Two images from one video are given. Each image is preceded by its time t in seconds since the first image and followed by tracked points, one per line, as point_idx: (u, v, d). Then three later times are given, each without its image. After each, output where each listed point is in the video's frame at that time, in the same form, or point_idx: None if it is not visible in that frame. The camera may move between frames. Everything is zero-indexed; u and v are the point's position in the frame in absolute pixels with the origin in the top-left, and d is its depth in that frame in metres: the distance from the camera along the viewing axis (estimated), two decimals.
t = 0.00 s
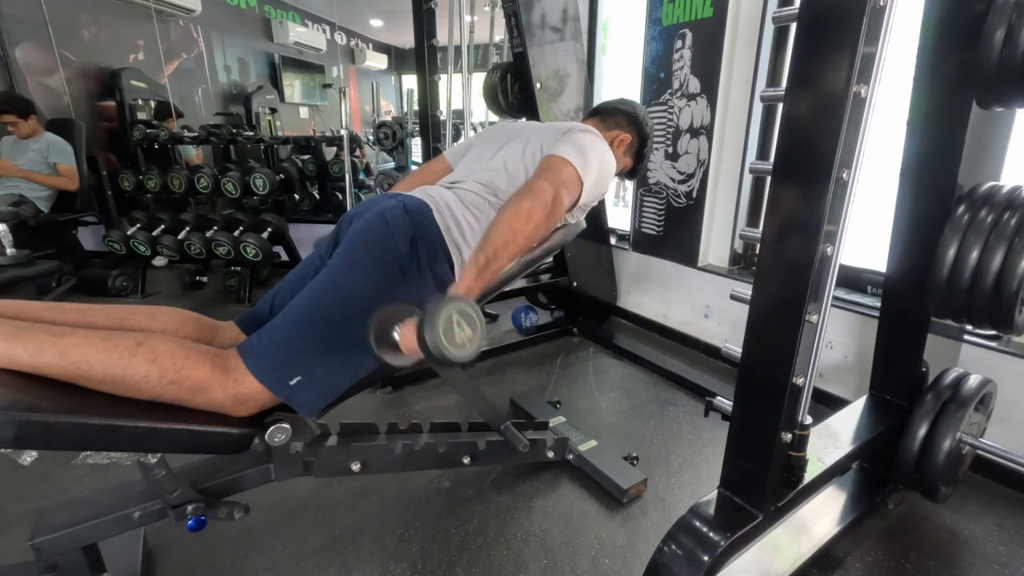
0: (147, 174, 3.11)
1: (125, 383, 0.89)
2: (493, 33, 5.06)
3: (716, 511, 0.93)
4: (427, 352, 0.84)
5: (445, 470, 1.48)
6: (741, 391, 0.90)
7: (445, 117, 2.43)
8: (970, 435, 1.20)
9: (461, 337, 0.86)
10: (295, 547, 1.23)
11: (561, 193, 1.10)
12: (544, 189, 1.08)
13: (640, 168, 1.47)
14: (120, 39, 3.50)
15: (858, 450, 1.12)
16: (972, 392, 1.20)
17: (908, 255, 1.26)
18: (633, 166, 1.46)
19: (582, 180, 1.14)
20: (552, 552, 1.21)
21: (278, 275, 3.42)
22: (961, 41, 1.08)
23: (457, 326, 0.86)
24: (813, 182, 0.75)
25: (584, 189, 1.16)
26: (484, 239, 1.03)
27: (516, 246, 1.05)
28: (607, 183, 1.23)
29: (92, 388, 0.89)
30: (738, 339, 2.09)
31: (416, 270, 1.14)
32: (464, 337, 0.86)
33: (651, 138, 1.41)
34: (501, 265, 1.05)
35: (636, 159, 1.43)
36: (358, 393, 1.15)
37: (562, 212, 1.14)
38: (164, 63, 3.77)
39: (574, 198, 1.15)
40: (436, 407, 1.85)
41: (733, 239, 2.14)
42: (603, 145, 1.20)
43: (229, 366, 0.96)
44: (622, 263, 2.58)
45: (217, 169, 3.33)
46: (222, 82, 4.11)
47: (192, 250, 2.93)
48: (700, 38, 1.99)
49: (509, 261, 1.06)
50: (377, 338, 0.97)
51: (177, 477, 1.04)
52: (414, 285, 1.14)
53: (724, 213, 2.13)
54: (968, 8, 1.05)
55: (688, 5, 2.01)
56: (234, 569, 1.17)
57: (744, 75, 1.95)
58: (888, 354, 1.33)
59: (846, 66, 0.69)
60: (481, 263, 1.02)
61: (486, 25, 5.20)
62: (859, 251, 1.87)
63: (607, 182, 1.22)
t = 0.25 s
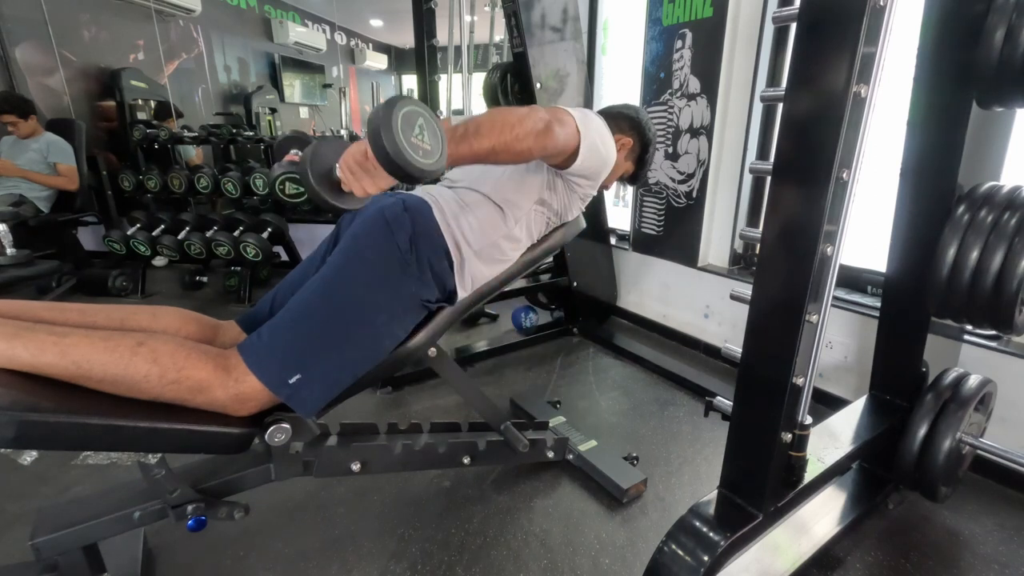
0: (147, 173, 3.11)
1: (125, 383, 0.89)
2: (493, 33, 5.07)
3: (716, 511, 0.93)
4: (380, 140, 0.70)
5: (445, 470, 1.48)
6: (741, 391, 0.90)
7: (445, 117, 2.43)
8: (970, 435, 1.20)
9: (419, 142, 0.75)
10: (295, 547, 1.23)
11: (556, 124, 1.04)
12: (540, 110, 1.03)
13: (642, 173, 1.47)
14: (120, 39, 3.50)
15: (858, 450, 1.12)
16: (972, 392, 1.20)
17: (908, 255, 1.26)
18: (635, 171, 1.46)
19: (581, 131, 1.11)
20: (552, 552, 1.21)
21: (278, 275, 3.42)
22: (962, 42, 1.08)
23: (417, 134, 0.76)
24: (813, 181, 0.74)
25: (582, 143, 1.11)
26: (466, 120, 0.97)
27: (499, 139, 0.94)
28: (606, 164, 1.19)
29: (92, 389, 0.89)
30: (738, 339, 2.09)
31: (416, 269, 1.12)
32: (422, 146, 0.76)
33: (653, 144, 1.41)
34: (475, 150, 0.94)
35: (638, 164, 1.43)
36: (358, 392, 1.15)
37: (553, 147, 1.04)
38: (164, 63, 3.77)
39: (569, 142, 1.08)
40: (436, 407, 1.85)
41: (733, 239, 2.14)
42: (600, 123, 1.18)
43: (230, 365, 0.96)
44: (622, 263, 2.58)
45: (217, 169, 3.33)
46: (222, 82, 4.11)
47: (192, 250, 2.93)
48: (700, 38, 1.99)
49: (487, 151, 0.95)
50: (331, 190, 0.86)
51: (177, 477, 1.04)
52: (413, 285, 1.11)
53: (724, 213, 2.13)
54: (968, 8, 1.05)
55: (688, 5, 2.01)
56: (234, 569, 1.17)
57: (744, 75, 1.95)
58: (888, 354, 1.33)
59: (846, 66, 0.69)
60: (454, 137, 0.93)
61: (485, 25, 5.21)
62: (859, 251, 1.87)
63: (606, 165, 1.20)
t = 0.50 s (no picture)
0: (147, 173, 3.11)
1: (125, 384, 0.89)
2: (493, 33, 5.07)
3: (716, 511, 0.93)
4: (395, 259, 0.75)
5: (445, 470, 1.48)
6: (741, 391, 0.90)
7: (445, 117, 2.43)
8: (970, 435, 1.20)
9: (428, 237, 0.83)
10: (295, 547, 1.23)
11: (557, 152, 1.08)
12: (539, 146, 1.06)
13: (642, 175, 1.47)
14: (120, 39, 3.50)
15: (858, 450, 1.12)
16: (972, 392, 1.20)
17: (907, 255, 1.27)
18: (635, 173, 1.46)
19: (583, 151, 1.12)
20: (552, 552, 1.21)
21: (278, 275, 3.42)
22: (962, 42, 1.08)
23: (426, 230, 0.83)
24: (813, 181, 0.74)
25: (585, 163, 1.13)
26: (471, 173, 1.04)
27: (503, 194, 1.03)
28: (608, 171, 1.20)
29: (92, 388, 0.89)
30: (738, 339, 2.09)
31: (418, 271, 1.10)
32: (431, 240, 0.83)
33: (653, 145, 1.41)
34: (486, 208, 1.03)
35: (638, 165, 1.43)
36: (358, 392, 1.15)
37: (557, 178, 1.10)
38: (164, 63, 3.77)
39: (573, 167, 1.11)
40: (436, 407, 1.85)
41: (733, 239, 2.14)
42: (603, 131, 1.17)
43: (230, 366, 0.96)
44: (622, 263, 2.58)
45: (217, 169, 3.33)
46: (222, 82, 4.11)
47: (192, 250, 2.93)
48: (700, 38, 1.99)
49: (495, 203, 1.03)
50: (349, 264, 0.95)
51: (177, 477, 1.04)
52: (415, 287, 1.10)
53: (724, 213, 2.13)
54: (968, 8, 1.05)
55: (688, 5, 2.01)
56: (234, 569, 1.17)
57: (744, 75, 1.95)
58: (888, 354, 1.33)
59: (846, 66, 0.69)
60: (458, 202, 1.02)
61: (486, 25, 5.21)
62: (859, 251, 1.87)
63: (608, 172, 1.20)
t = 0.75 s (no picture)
0: (147, 173, 3.11)
1: (124, 384, 0.89)
2: (493, 33, 5.07)
3: (716, 511, 0.93)
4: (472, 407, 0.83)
5: (445, 470, 1.48)
6: (741, 391, 0.90)
7: (445, 117, 2.43)
8: (970, 435, 1.20)
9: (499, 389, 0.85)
10: (295, 547, 1.23)
11: (571, 219, 1.04)
12: (553, 224, 1.01)
13: (642, 166, 1.46)
14: (120, 39, 3.50)
15: (858, 450, 1.12)
16: (972, 392, 1.20)
17: (908, 255, 1.26)
18: (635, 165, 1.45)
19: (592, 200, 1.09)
20: (552, 552, 1.21)
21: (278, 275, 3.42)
22: (961, 42, 1.08)
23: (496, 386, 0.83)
24: (813, 181, 0.74)
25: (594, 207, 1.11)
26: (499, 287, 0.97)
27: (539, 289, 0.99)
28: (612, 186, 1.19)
29: (91, 388, 0.89)
30: (738, 339, 2.09)
31: (420, 274, 1.13)
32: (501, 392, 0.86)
33: (652, 137, 1.41)
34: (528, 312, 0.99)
35: (638, 157, 1.43)
36: (358, 393, 1.15)
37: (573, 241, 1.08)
38: (164, 63, 3.77)
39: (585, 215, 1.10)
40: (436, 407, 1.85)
41: (733, 239, 2.13)
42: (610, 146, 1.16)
43: (230, 366, 0.96)
44: (622, 263, 2.58)
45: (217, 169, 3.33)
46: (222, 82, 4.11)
47: (192, 250, 2.93)
48: (700, 38, 1.99)
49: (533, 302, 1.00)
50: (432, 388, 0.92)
51: (177, 477, 1.04)
52: (415, 289, 1.13)
53: (724, 213, 2.13)
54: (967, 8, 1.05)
55: (688, 5, 2.01)
56: (234, 569, 1.17)
57: (744, 75, 1.95)
58: (888, 354, 1.33)
59: (846, 66, 0.69)
60: (503, 326, 0.95)
61: (486, 26, 5.21)
62: (859, 251, 1.87)
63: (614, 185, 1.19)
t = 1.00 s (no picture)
0: (147, 173, 3.11)
1: (125, 384, 0.89)
2: (493, 33, 5.07)
3: (716, 511, 0.93)
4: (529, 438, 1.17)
5: (445, 470, 1.48)
6: (740, 391, 0.90)
7: (445, 117, 2.43)
8: (970, 435, 1.20)
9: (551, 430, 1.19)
10: (295, 547, 1.23)
11: (589, 264, 1.14)
12: (574, 276, 1.13)
13: (643, 167, 1.46)
14: (120, 39, 3.50)
15: (858, 450, 1.12)
16: (972, 392, 1.19)
17: (907, 255, 1.26)
18: (637, 165, 1.45)
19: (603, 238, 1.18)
20: (552, 552, 1.21)
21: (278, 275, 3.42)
22: (962, 41, 1.08)
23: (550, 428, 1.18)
24: (813, 181, 0.74)
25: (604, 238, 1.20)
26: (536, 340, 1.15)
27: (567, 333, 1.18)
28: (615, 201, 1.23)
29: (91, 388, 0.89)
30: (738, 339, 2.09)
31: (420, 275, 1.13)
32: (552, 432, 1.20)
33: (653, 138, 1.41)
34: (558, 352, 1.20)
35: (639, 158, 1.43)
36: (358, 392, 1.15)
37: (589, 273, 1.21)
38: (164, 63, 3.77)
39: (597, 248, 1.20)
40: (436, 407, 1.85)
41: (733, 239, 2.13)
42: (614, 160, 1.20)
43: (229, 366, 0.96)
44: (622, 263, 2.58)
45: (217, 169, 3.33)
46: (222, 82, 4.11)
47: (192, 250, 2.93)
48: (699, 38, 1.99)
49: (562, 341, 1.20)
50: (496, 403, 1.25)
51: (177, 477, 1.04)
52: (416, 289, 1.12)
53: (724, 213, 2.13)
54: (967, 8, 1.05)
55: (688, 5, 2.01)
56: (234, 569, 1.17)
57: (744, 75, 1.95)
58: (888, 354, 1.33)
59: (846, 66, 0.69)
60: (546, 367, 1.17)
61: (486, 26, 5.21)
62: (859, 251, 1.87)
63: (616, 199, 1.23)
